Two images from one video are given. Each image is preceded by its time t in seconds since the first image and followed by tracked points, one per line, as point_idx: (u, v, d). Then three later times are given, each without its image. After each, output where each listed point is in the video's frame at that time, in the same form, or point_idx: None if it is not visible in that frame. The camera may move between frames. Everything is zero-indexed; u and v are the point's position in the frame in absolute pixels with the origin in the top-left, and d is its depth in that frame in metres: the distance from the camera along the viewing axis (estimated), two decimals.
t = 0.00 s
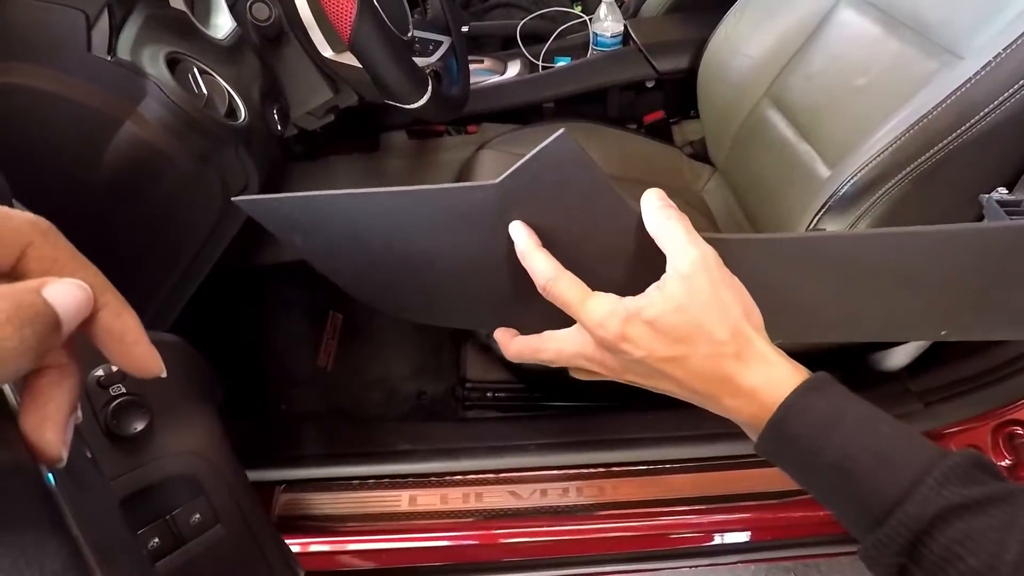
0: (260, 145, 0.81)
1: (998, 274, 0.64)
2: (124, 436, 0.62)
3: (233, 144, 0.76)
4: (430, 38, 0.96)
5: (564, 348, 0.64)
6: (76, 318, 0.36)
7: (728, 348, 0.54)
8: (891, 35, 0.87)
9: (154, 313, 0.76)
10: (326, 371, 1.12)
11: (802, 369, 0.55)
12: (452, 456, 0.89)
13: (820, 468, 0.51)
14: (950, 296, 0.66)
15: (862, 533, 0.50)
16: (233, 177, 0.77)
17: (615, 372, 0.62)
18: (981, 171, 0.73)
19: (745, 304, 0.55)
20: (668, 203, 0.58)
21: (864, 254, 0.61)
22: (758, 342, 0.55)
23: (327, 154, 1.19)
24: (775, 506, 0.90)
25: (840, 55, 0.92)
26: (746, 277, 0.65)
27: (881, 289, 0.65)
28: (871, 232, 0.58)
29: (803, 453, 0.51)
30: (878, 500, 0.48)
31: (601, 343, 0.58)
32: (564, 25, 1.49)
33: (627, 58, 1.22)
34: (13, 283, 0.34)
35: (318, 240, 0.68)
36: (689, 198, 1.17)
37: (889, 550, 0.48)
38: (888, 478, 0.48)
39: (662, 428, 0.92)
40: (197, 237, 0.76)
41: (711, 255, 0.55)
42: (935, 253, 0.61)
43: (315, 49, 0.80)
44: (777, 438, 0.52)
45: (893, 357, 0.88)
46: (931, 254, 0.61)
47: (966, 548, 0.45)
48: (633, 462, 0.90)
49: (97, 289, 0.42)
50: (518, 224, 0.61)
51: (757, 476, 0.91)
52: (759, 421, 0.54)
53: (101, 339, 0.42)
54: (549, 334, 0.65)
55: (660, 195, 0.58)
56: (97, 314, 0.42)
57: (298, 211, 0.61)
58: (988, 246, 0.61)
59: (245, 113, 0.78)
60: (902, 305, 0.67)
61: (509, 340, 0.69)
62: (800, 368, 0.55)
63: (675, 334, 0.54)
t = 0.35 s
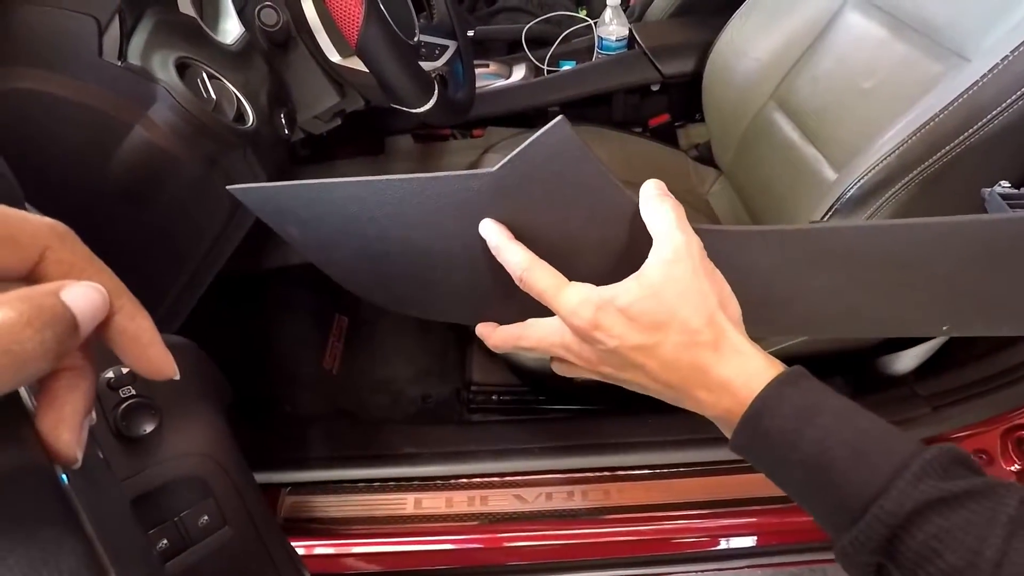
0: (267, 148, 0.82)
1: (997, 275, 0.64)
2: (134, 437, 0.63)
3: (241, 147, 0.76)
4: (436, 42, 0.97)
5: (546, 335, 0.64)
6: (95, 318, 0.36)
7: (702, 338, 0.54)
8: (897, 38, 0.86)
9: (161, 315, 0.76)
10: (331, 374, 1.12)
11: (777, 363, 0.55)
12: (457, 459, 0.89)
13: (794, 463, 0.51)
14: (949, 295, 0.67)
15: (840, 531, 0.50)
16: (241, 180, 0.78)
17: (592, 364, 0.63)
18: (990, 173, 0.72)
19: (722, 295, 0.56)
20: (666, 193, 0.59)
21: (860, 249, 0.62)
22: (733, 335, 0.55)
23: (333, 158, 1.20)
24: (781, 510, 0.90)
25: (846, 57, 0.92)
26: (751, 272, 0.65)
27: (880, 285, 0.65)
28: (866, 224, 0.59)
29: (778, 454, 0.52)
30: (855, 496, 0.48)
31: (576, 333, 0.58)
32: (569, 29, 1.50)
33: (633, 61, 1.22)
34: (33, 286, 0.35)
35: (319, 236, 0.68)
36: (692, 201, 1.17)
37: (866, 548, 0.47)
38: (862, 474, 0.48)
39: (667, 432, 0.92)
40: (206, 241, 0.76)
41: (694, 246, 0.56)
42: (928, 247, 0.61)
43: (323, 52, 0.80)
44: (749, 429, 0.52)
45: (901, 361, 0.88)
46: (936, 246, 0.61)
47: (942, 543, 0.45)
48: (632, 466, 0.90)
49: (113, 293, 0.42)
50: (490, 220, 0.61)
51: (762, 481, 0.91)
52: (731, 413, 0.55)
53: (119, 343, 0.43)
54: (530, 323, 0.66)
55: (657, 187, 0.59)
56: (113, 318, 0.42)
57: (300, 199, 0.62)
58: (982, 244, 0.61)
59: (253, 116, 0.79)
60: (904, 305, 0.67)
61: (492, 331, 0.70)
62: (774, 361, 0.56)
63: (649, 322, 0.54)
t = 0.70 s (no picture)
0: (278, 147, 0.82)
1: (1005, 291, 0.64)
2: (146, 432, 0.63)
3: (252, 146, 0.77)
4: (446, 43, 0.97)
5: (557, 352, 0.64)
6: (116, 311, 0.36)
7: (704, 359, 0.54)
8: (911, 41, 0.86)
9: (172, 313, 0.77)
10: (338, 374, 1.12)
11: (778, 384, 0.54)
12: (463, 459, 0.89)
13: (796, 485, 0.51)
14: (962, 306, 0.65)
15: (844, 549, 0.50)
16: (251, 179, 0.78)
17: (598, 383, 0.63)
18: (1004, 177, 0.72)
19: (724, 316, 0.56)
20: (669, 217, 0.59)
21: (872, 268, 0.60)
22: (736, 356, 0.54)
23: (343, 158, 1.20)
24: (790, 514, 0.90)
25: (858, 61, 0.92)
26: (765, 288, 0.64)
27: (887, 302, 0.64)
28: (876, 242, 0.58)
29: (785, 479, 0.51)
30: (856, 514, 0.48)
31: (581, 353, 0.58)
32: (579, 30, 1.50)
33: (642, 64, 1.22)
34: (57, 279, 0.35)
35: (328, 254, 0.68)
36: (701, 203, 1.17)
37: (865, 566, 0.47)
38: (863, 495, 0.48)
39: (676, 434, 0.91)
40: (217, 239, 0.76)
41: (697, 267, 0.55)
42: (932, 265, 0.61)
43: (334, 52, 0.81)
44: (751, 449, 0.52)
45: (912, 365, 0.87)
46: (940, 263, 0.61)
47: (939, 563, 0.44)
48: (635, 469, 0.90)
49: (133, 287, 0.42)
50: (497, 242, 0.61)
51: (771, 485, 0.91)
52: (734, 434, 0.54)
53: (137, 335, 0.43)
54: (539, 342, 0.66)
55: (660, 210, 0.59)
56: (133, 311, 0.42)
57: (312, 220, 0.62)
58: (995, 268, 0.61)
59: (264, 116, 0.79)
60: (914, 318, 0.67)
61: (501, 348, 0.70)
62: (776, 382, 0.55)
63: (652, 343, 0.54)
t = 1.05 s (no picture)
0: (284, 145, 0.82)
1: (1010, 301, 0.63)
2: (154, 427, 0.64)
3: (259, 143, 0.77)
4: (453, 41, 0.97)
5: (587, 370, 0.66)
6: (127, 305, 0.35)
7: (717, 379, 0.56)
8: (920, 41, 0.85)
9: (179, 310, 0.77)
10: (343, 371, 1.13)
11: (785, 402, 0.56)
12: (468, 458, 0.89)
13: (796, 486, 0.50)
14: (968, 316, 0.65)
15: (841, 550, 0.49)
16: (258, 176, 0.78)
17: (623, 403, 0.65)
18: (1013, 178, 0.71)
19: (739, 342, 0.58)
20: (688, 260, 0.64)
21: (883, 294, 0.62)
22: (748, 378, 0.56)
23: (349, 156, 1.21)
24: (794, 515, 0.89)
25: (867, 60, 0.91)
26: (783, 313, 0.65)
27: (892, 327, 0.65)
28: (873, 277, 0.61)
29: (786, 481, 0.51)
30: (851, 505, 0.47)
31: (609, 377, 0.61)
32: (585, 29, 1.49)
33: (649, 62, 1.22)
34: (66, 272, 0.34)
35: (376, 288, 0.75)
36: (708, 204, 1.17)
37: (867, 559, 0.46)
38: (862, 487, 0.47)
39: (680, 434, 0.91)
40: (225, 237, 0.77)
41: (714, 300, 0.59)
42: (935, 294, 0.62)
43: (340, 50, 0.81)
44: (763, 463, 0.52)
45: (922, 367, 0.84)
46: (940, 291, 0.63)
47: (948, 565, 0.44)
48: (643, 469, 0.90)
49: (144, 280, 0.42)
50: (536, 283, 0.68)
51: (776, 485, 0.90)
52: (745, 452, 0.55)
53: (147, 329, 0.43)
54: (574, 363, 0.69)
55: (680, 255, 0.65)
56: (144, 304, 0.42)
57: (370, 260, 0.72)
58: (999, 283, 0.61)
59: (272, 113, 0.80)
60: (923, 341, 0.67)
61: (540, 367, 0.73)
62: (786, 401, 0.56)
63: (670, 366, 0.57)
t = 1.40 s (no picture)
0: (285, 144, 0.82)
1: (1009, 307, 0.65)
2: (155, 426, 0.64)
3: (260, 143, 0.77)
4: (454, 40, 0.96)
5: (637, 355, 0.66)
6: (125, 303, 0.35)
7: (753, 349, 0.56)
8: (922, 39, 0.85)
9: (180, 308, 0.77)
10: (345, 370, 1.13)
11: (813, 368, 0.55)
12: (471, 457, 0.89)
13: (820, 453, 0.49)
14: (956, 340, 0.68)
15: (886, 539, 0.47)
16: (259, 175, 0.78)
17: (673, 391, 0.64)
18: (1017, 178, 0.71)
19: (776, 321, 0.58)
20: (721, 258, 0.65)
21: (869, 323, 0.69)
22: (782, 346, 0.56)
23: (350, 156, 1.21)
24: (797, 513, 0.89)
25: (869, 58, 0.91)
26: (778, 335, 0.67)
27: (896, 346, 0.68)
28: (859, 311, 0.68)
29: (811, 441, 0.50)
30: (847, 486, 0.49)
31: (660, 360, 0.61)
32: (587, 28, 1.49)
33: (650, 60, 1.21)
34: (64, 269, 0.34)
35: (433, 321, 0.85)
36: (710, 203, 1.17)
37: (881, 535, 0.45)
38: (870, 434, 0.47)
39: (685, 432, 0.90)
40: (225, 235, 0.77)
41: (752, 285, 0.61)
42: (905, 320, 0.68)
43: (342, 49, 0.81)
44: (793, 416, 0.51)
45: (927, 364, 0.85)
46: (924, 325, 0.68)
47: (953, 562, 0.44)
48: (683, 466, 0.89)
49: (144, 277, 0.42)
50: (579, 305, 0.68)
51: (781, 484, 0.90)
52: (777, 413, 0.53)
53: (148, 326, 0.43)
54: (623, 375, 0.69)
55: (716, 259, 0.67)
56: (144, 303, 0.42)
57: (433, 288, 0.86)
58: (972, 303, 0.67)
59: (273, 112, 0.80)
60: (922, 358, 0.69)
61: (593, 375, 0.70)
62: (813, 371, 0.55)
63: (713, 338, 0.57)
